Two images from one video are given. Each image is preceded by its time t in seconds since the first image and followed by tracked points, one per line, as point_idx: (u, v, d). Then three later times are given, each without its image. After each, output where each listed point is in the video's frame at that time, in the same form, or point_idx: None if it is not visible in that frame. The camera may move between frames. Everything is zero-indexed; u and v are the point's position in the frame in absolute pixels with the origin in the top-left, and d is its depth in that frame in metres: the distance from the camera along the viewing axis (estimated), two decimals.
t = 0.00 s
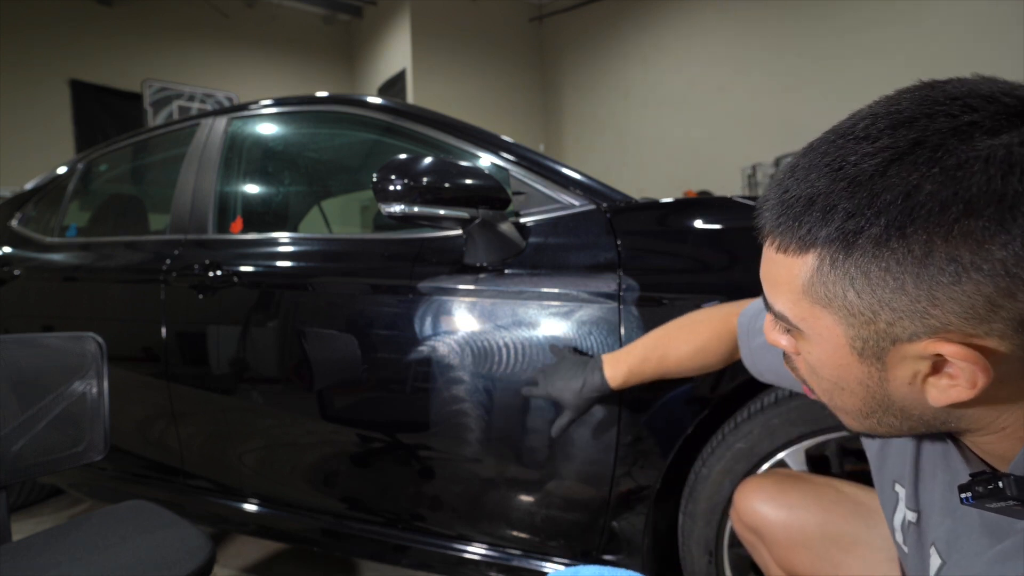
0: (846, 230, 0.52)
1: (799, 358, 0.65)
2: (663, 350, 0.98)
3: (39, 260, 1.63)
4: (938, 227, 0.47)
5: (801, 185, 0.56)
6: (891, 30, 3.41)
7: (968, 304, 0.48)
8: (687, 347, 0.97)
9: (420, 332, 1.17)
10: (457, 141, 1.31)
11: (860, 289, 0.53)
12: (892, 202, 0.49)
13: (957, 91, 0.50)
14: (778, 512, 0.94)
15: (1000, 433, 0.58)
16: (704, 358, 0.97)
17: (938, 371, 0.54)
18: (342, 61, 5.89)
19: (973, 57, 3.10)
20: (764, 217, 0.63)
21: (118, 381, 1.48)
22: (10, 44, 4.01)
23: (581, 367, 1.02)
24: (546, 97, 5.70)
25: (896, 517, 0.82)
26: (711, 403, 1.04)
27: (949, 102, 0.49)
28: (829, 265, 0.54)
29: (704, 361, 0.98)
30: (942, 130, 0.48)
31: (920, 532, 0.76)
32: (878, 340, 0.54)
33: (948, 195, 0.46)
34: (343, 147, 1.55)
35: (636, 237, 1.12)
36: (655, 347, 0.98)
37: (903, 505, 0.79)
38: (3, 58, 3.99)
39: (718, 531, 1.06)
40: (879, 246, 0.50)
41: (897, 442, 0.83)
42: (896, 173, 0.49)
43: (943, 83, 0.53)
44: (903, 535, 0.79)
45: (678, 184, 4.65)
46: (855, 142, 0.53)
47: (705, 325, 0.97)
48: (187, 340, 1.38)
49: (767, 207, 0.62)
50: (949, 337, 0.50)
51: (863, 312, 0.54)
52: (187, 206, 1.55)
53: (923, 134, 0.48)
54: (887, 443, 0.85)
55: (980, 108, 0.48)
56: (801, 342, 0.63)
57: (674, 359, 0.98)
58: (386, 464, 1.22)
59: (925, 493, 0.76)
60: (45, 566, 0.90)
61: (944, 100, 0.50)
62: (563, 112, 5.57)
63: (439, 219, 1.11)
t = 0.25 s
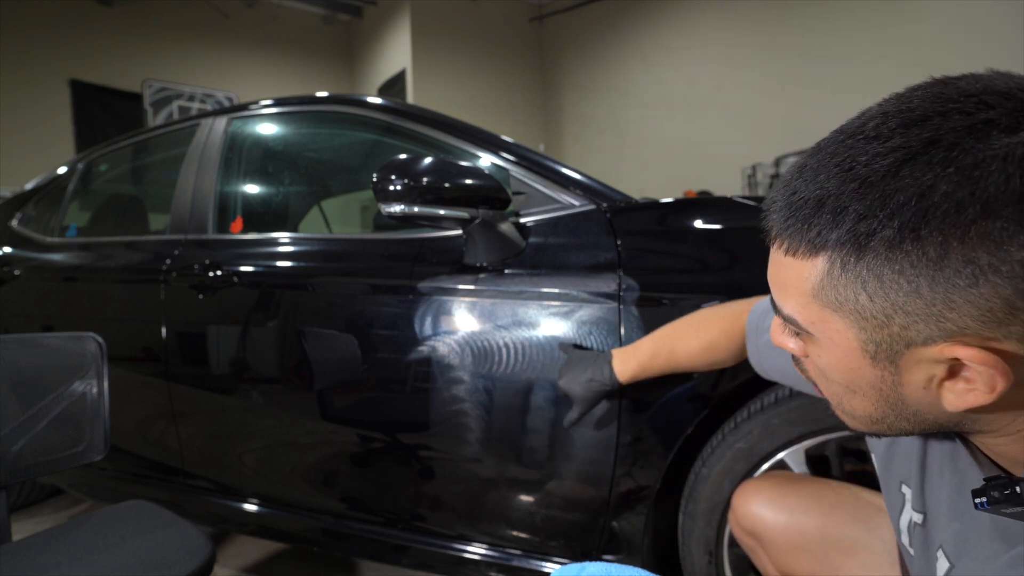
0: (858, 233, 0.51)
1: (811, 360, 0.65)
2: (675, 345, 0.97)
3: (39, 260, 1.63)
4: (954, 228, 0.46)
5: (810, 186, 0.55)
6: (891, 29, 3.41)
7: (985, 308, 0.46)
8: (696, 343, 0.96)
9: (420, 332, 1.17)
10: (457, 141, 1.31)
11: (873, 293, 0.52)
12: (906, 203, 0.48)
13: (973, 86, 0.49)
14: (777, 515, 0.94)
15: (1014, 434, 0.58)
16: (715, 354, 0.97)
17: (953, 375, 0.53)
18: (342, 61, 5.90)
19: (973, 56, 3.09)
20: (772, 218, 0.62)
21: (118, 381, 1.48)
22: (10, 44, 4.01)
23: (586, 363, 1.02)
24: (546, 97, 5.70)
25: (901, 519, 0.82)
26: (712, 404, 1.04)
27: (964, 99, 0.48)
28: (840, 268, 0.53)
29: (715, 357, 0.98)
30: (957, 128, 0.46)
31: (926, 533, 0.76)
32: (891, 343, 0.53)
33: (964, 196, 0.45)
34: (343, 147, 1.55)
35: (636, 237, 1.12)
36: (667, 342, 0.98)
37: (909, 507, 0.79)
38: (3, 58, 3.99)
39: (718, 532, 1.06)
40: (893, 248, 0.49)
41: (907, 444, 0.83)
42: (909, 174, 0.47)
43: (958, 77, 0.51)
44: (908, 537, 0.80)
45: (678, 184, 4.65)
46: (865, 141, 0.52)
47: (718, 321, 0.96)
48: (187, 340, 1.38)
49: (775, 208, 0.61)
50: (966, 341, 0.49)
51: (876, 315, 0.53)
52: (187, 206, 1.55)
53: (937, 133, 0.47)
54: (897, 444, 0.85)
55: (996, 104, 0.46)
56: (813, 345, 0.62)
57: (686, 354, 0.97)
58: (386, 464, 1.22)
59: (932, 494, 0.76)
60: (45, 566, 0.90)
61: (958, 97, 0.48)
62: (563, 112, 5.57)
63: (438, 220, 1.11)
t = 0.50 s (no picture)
0: (855, 235, 0.51)
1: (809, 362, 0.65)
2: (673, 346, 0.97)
3: (39, 260, 1.63)
4: (952, 230, 0.46)
5: (808, 188, 0.55)
6: (891, 29, 3.41)
7: (981, 310, 0.47)
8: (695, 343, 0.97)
9: (420, 332, 1.17)
10: (457, 141, 1.31)
11: (871, 295, 0.52)
12: (903, 205, 0.48)
13: (971, 89, 0.48)
14: (776, 517, 0.94)
15: (1014, 435, 0.58)
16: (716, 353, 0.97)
17: (952, 377, 0.53)
18: (342, 61, 5.90)
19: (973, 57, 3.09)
20: (771, 219, 0.62)
21: (118, 381, 1.48)
22: (10, 44, 4.01)
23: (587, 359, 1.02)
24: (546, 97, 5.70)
25: (900, 522, 0.82)
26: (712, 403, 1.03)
27: (963, 100, 0.48)
28: (838, 270, 0.53)
29: (716, 357, 0.97)
30: (956, 130, 0.46)
31: (927, 537, 0.76)
32: (889, 346, 0.53)
33: (962, 198, 0.45)
34: (343, 147, 1.55)
35: (636, 237, 1.12)
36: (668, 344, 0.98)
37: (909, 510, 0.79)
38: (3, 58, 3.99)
39: (718, 532, 1.06)
40: (890, 250, 0.49)
41: (905, 448, 0.83)
42: (906, 175, 0.47)
43: (956, 78, 0.51)
44: (908, 540, 0.80)
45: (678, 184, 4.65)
46: (863, 143, 0.52)
47: (719, 321, 0.96)
48: (187, 340, 1.38)
49: (773, 209, 0.61)
50: (963, 344, 0.49)
51: (874, 318, 0.53)
52: (187, 206, 1.55)
53: (935, 135, 0.47)
54: (896, 446, 0.85)
55: (996, 106, 0.46)
56: (811, 348, 0.62)
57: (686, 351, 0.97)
58: (386, 464, 1.22)
59: (932, 498, 0.76)
60: (45, 566, 0.90)
61: (957, 99, 0.48)
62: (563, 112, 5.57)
63: (439, 220, 1.12)
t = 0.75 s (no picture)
0: (842, 246, 0.50)
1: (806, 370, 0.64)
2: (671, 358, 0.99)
3: (39, 260, 1.63)
4: (938, 241, 0.45)
5: (795, 198, 0.55)
6: (891, 29, 3.41)
7: (970, 319, 0.46)
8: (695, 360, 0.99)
9: (420, 332, 1.17)
10: (457, 141, 1.31)
11: (860, 306, 0.51)
12: (889, 216, 0.47)
13: (953, 96, 0.48)
14: (776, 516, 0.94)
15: (1012, 442, 0.57)
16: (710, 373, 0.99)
17: (946, 385, 0.52)
18: (342, 61, 5.90)
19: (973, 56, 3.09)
20: (760, 229, 0.61)
21: (118, 381, 1.48)
22: (10, 44, 4.01)
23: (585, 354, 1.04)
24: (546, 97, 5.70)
25: (900, 524, 0.82)
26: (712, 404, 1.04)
27: (945, 108, 0.47)
28: (827, 282, 0.52)
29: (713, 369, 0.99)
30: (938, 140, 0.46)
31: (925, 537, 0.76)
32: (881, 355, 0.53)
33: (946, 209, 0.45)
34: (343, 147, 1.55)
35: (636, 237, 1.12)
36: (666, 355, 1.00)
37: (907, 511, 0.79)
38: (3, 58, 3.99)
39: (718, 532, 1.06)
40: (878, 261, 0.48)
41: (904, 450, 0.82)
42: (890, 187, 0.47)
43: (940, 85, 0.51)
44: (907, 542, 0.79)
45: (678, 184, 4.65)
46: (848, 153, 0.51)
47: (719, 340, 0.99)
48: (187, 340, 1.38)
49: (761, 219, 0.60)
50: (954, 352, 0.49)
51: (864, 328, 0.52)
52: (187, 206, 1.55)
53: (918, 145, 0.46)
54: (894, 451, 0.84)
55: (979, 113, 0.46)
56: (805, 357, 0.61)
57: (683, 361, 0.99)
58: (386, 463, 1.22)
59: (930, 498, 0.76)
60: (45, 566, 0.90)
61: (939, 107, 0.48)
62: (563, 112, 5.57)
63: (439, 220, 1.12)
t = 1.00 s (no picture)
0: (811, 269, 0.53)
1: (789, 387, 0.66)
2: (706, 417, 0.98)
3: (39, 260, 1.63)
4: (901, 262, 0.48)
5: (766, 224, 0.57)
6: (890, 29, 3.41)
7: (936, 336, 0.49)
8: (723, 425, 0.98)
9: (420, 332, 1.17)
10: (457, 141, 1.31)
11: (832, 325, 0.53)
12: (852, 239, 0.50)
13: (904, 125, 0.52)
14: (776, 517, 0.94)
15: (990, 450, 0.60)
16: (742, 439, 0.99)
17: (921, 400, 0.54)
18: (342, 61, 5.90)
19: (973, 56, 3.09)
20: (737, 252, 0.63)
21: (118, 381, 1.48)
22: (10, 44, 4.01)
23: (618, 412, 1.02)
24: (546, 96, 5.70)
25: (894, 535, 0.83)
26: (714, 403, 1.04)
27: (899, 137, 0.51)
28: (801, 303, 0.55)
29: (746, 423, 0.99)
30: (893, 166, 0.49)
31: (919, 549, 0.77)
32: (856, 372, 0.55)
33: (905, 232, 0.48)
34: (343, 147, 1.55)
35: (636, 237, 1.12)
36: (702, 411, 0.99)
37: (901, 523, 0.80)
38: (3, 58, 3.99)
39: (718, 532, 1.06)
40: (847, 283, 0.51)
41: (898, 462, 0.83)
42: (853, 211, 0.50)
43: (892, 115, 0.55)
44: (902, 554, 0.80)
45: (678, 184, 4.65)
46: (813, 180, 0.54)
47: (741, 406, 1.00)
48: (187, 340, 1.38)
49: (739, 242, 0.63)
50: (923, 368, 0.51)
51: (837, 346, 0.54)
52: (187, 206, 1.55)
53: (875, 171, 0.50)
54: (887, 463, 0.85)
55: (930, 141, 0.49)
56: (787, 374, 0.63)
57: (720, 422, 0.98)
58: (386, 463, 1.22)
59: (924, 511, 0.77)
60: (45, 566, 0.90)
61: (894, 135, 0.51)
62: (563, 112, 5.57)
63: (438, 219, 1.12)
